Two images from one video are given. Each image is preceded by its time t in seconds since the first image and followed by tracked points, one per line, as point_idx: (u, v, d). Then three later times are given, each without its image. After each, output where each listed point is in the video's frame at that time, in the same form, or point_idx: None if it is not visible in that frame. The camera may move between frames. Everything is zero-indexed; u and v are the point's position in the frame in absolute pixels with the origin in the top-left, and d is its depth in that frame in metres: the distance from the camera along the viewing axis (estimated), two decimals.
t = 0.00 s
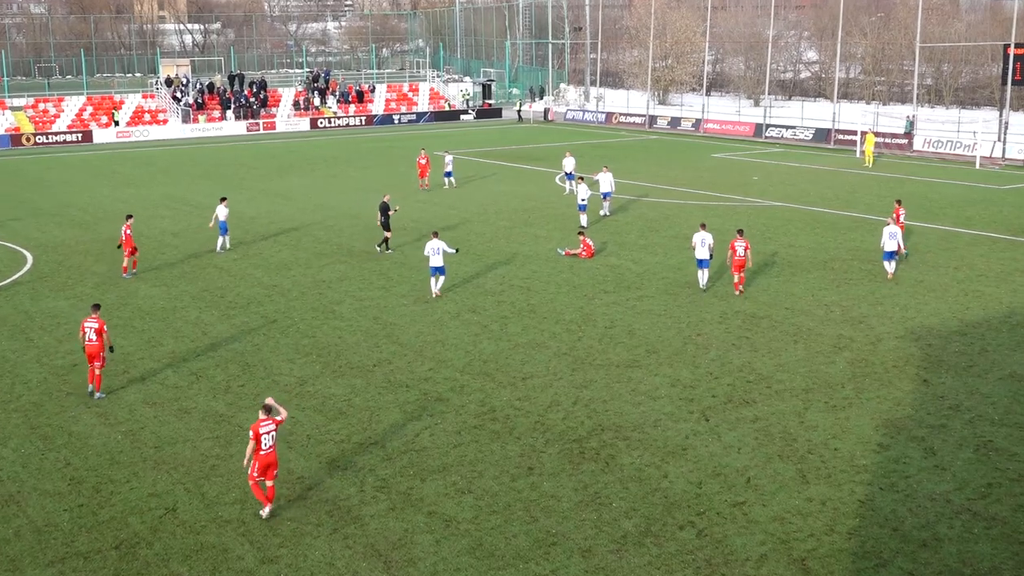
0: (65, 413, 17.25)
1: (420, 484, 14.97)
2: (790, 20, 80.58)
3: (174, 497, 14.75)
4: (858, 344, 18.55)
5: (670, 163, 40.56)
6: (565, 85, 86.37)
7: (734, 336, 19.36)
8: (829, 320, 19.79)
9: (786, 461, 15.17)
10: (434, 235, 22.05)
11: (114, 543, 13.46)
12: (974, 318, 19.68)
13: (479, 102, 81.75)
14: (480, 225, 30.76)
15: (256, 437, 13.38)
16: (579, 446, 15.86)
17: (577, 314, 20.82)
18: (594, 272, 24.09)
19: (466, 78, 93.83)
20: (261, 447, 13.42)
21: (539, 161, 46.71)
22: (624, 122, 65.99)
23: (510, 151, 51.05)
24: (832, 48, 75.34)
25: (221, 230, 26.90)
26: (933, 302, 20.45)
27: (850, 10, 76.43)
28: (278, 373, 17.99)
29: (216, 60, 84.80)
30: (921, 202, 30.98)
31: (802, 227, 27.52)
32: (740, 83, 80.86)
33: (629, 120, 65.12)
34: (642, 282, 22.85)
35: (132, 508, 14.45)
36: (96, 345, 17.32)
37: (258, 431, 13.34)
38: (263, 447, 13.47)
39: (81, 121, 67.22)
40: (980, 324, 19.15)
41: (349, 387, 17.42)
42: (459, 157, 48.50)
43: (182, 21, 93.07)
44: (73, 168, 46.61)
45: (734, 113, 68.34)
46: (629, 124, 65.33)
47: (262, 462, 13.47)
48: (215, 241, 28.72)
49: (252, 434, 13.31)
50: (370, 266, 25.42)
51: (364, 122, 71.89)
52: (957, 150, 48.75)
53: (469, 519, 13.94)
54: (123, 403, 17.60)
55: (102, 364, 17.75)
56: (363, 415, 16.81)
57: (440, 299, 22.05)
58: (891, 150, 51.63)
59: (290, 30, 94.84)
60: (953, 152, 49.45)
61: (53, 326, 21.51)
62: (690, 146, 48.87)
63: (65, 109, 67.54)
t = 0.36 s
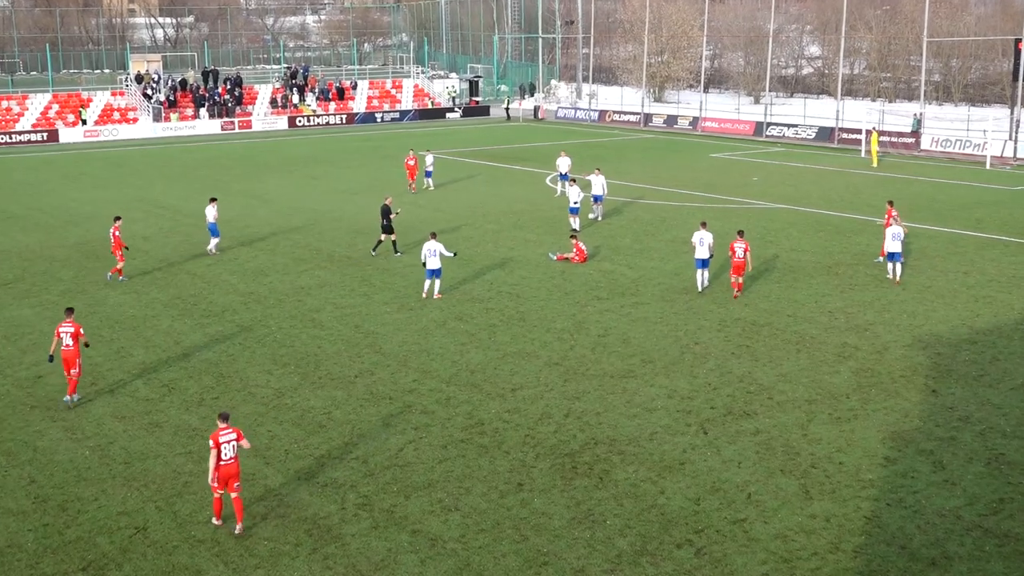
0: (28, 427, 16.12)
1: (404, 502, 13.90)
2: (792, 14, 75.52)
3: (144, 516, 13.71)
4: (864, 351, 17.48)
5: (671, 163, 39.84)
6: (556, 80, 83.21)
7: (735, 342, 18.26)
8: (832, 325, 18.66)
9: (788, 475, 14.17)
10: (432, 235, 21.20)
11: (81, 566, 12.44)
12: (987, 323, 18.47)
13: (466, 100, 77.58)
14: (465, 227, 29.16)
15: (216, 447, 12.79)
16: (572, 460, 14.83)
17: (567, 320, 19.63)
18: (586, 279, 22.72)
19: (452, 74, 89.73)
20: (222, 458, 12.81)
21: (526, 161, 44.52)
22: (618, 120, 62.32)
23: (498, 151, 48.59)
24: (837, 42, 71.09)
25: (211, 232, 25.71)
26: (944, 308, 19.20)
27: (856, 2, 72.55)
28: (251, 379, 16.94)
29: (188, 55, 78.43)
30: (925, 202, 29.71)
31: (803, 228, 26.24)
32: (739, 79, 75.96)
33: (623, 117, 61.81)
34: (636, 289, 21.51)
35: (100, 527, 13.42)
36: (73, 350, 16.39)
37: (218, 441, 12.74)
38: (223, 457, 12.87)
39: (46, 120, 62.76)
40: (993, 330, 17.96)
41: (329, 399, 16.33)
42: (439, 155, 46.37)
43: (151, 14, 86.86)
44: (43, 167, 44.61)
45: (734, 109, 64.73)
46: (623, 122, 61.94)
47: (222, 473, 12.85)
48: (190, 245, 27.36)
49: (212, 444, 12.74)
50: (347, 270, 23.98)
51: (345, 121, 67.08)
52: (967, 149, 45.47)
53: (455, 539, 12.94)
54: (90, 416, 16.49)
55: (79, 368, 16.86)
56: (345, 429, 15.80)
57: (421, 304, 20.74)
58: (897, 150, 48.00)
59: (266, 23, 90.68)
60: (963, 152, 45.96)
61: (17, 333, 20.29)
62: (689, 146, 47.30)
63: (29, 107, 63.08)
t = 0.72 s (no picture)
0: None
1: (383, 520, 12.89)
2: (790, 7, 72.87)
3: (108, 536, 12.65)
4: (865, 359, 16.57)
5: (666, 163, 39.31)
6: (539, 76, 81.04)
7: (733, 348, 17.26)
8: (833, 332, 17.71)
9: (787, 490, 13.26)
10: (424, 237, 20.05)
11: None
12: (995, 328, 17.53)
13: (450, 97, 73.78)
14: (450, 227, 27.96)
15: (173, 455, 12.10)
16: (560, 475, 13.89)
17: (555, 324, 18.58)
18: (576, 282, 21.59)
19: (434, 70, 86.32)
20: (179, 465, 12.09)
21: (511, 161, 42.40)
22: (607, 118, 59.86)
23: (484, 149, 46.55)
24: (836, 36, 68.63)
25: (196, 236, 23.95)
26: (949, 314, 18.29)
27: None
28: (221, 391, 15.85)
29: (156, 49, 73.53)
30: (926, 204, 28.85)
31: (801, 232, 25.24)
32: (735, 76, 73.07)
33: (612, 116, 58.78)
34: (627, 294, 20.45)
35: (61, 548, 12.35)
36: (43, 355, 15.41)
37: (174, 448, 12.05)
38: (181, 464, 12.13)
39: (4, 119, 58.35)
40: (1001, 337, 17.07)
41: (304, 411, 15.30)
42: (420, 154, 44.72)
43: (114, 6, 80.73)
44: (10, 166, 42.62)
45: (730, 107, 62.81)
46: (613, 120, 59.03)
47: (181, 482, 12.10)
48: (161, 247, 26.02)
49: (169, 451, 12.06)
50: (324, 272, 22.82)
51: (322, 118, 63.69)
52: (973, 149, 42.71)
53: (437, 560, 11.98)
54: (51, 429, 15.35)
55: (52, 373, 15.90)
56: (321, 444, 14.77)
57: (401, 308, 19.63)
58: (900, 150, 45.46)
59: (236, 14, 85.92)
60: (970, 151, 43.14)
61: None
62: (684, 146, 46.13)
63: None
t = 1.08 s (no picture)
0: None
1: (358, 541, 11.90)
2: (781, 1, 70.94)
3: (69, 559, 11.57)
4: (864, 369, 15.80)
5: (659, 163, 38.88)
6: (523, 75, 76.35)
7: (726, 355, 16.43)
8: (830, 340, 16.94)
9: (782, 507, 12.43)
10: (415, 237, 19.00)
11: None
12: (1000, 337, 16.83)
13: (427, 97, 70.03)
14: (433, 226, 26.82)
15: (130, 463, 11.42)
16: (544, 492, 12.94)
17: (541, 329, 17.68)
18: (564, 283, 20.70)
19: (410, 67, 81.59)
20: (136, 474, 11.41)
21: (491, 161, 39.98)
22: (593, 117, 57.06)
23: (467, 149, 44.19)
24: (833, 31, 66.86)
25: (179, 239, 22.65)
26: (951, 322, 17.59)
27: None
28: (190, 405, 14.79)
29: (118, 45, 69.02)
30: (928, 206, 28.19)
31: (796, 237, 24.51)
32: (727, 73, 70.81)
33: (598, 114, 56.50)
34: (615, 297, 19.49)
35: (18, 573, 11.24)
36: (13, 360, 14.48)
37: (132, 456, 11.37)
38: (139, 472, 11.45)
39: None
40: (1005, 346, 16.38)
41: (274, 426, 14.36)
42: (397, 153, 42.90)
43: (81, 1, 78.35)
44: None
45: (722, 104, 61.33)
46: (600, 118, 56.77)
47: (137, 492, 11.42)
48: (128, 248, 24.78)
49: (127, 458, 11.39)
50: (301, 271, 21.79)
51: (292, 118, 60.04)
52: (974, 149, 40.14)
53: None
54: (9, 443, 14.21)
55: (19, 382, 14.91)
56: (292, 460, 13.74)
57: (379, 313, 18.69)
58: (898, 150, 42.77)
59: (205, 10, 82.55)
60: (971, 151, 40.49)
61: None
62: (676, 146, 45.05)
63: None
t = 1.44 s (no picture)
0: None
1: (330, 562, 11.01)
2: None
3: None
4: (861, 380, 15.11)
5: (647, 163, 38.27)
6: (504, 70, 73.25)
7: (718, 366, 15.68)
8: (825, 350, 16.26)
9: (776, 525, 11.70)
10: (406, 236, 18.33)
11: None
12: (1003, 346, 16.19)
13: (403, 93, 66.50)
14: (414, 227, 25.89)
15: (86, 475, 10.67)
16: (526, 510, 12.10)
17: (523, 335, 16.92)
18: (550, 285, 19.91)
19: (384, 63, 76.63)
20: (92, 487, 10.68)
21: (470, 163, 38.01)
22: (576, 116, 55.60)
23: (447, 147, 42.81)
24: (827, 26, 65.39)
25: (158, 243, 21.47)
26: (951, 330, 16.96)
27: None
28: (153, 420, 13.95)
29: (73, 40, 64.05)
30: (928, 209, 27.60)
31: (791, 242, 23.79)
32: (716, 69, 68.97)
33: (581, 113, 55.10)
34: (600, 304, 18.68)
35: None
36: None
37: (88, 468, 10.63)
38: (95, 484, 10.72)
39: None
40: (1008, 355, 15.75)
41: (240, 442, 13.53)
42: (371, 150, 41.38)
43: None
44: None
45: (713, 100, 60.13)
46: (584, 117, 55.40)
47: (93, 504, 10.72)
48: (94, 249, 23.67)
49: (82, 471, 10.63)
50: (276, 273, 20.89)
51: (261, 117, 55.71)
52: (975, 148, 39.16)
53: None
54: None
55: None
56: (260, 476, 12.85)
57: (356, 318, 17.81)
58: (896, 150, 41.68)
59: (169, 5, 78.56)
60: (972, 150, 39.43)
61: None
62: (661, 147, 43.97)
63: None
